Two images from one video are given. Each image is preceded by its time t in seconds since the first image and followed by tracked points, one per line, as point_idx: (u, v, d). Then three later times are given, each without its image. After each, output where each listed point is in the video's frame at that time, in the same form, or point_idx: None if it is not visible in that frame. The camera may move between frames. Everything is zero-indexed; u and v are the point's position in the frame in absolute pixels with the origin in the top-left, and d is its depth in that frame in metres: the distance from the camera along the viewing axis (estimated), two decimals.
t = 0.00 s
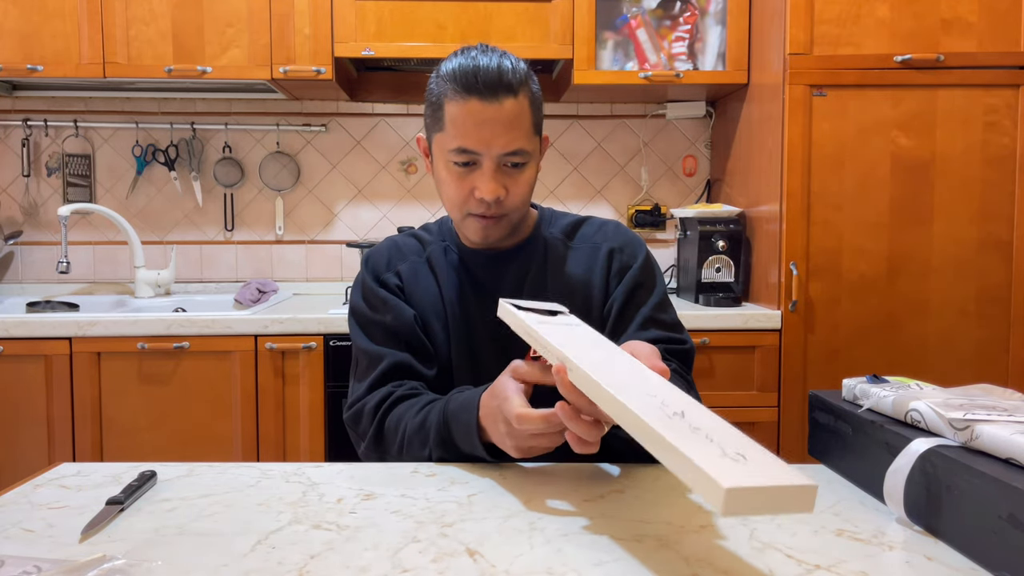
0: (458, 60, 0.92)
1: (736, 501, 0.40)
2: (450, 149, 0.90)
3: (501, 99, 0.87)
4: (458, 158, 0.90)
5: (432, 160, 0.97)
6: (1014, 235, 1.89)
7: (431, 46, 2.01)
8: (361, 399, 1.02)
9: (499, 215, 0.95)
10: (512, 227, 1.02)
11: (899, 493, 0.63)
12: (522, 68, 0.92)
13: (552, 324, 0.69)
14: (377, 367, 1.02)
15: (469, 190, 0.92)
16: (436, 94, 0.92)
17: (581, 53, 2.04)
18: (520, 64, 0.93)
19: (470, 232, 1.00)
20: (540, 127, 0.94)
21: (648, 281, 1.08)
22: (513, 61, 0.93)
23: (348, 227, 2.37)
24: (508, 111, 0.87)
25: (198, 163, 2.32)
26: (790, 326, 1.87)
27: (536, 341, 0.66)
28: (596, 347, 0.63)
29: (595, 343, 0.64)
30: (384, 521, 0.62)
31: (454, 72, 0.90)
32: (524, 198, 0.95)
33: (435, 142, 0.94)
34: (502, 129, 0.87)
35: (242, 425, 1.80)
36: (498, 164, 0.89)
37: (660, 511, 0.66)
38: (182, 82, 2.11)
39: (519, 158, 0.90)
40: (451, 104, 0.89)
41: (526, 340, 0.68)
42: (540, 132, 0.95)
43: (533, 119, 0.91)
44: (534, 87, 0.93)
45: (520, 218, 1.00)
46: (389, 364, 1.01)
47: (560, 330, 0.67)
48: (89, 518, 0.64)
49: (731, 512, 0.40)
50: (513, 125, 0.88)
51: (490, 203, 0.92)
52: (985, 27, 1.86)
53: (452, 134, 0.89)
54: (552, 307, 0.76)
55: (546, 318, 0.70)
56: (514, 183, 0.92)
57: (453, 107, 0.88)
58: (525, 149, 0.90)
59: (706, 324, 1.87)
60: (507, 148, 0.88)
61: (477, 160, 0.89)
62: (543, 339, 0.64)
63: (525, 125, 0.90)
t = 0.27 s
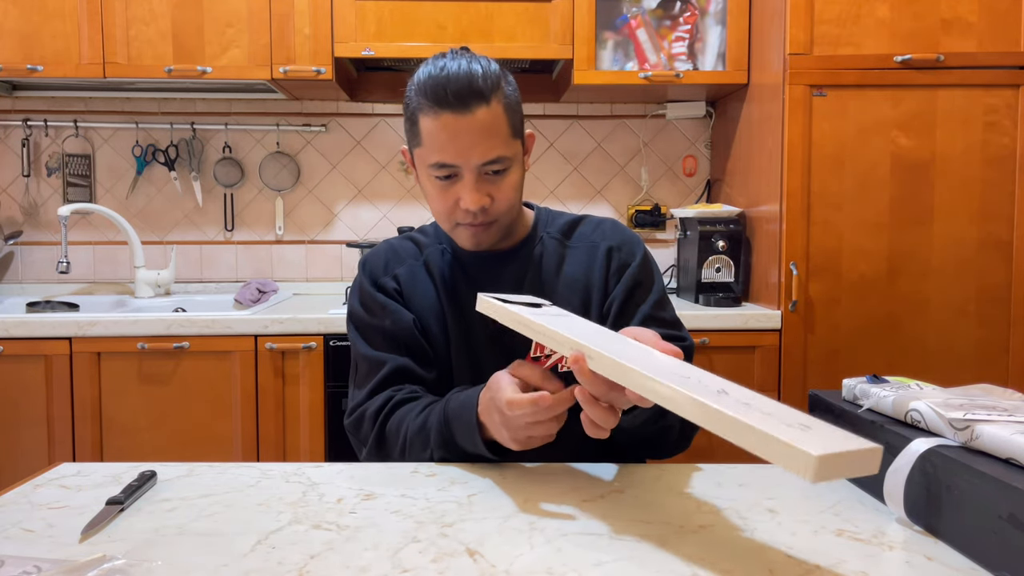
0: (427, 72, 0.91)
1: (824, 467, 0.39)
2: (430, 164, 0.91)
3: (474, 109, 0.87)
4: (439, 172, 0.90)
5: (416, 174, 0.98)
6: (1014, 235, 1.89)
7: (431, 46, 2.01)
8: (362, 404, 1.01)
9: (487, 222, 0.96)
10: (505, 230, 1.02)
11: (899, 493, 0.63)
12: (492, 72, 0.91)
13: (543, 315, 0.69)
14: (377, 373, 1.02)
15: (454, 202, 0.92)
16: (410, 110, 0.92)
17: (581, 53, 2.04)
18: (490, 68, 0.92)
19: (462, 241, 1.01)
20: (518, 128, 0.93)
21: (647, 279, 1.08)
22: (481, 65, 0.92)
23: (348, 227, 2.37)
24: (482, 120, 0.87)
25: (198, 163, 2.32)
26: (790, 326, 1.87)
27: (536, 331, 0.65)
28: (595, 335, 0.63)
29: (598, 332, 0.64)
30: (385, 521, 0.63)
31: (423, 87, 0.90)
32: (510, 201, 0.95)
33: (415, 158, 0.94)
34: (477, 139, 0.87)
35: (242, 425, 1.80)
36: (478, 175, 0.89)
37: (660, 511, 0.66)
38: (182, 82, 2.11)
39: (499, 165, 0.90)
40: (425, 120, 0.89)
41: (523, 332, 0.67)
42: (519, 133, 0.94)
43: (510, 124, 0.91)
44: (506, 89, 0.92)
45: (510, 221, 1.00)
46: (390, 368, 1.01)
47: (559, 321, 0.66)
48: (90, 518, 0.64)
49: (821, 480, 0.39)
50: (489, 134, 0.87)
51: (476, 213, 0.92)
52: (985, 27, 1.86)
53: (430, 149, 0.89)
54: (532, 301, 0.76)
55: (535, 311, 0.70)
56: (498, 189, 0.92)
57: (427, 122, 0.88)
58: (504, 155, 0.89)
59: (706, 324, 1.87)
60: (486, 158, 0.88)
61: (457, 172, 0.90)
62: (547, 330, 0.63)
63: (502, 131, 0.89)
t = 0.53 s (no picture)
0: (398, 82, 0.91)
1: (849, 456, 0.44)
2: (411, 174, 0.91)
3: (446, 116, 0.86)
4: (421, 181, 0.90)
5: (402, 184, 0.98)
6: (1014, 235, 1.88)
7: (431, 46, 2.01)
8: (364, 409, 1.01)
9: (476, 226, 0.96)
10: (495, 232, 1.02)
11: (899, 493, 0.63)
12: (461, 75, 0.91)
13: (498, 322, 0.69)
14: (378, 378, 1.02)
15: (439, 209, 0.93)
16: (387, 122, 0.92)
17: (581, 53, 2.04)
18: (459, 72, 0.92)
19: (455, 247, 1.01)
20: (494, 128, 0.92)
21: (635, 278, 1.08)
22: (450, 69, 0.91)
23: (348, 227, 2.37)
24: (456, 125, 0.87)
25: (198, 163, 2.32)
26: (790, 325, 1.87)
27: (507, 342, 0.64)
28: (569, 342, 0.64)
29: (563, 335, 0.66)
30: (384, 521, 0.63)
31: (396, 98, 0.90)
32: (495, 202, 0.95)
33: (398, 168, 0.95)
34: (453, 145, 0.87)
35: (242, 425, 1.80)
36: (458, 180, 0.89)
37: (659, 512, 0.66)
38: (182, 82, 2.11)
39: (478, 168, 0.89)
40: (401, 131, 0.89)
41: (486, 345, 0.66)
42: (496, 133, 0.93)
43: (486, 125, 0.90)
44: (478, 91, 0.91)
45: (498, 223, 1.00)
46: (389, 373, 1.01)
47: (521, 328, 0.67)
48: (90, 518, 0.64)
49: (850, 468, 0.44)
50: (464, 139, 0.87)
51: (462, 218, 0.92)
52: (985, 27, 1.86)
53: (409, 160, 0.90)
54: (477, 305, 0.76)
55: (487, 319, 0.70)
56: (480, 192, 0.92)
57: (403, 132, 0.89)
58: (482, 158, 0.89)
59: (706, 324, 1.87)
60: (464, 163, 0.88)
61: (438, 180, 0.90)
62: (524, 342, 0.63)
63: (477, 134, 0.89)
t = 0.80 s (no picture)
0: (401, 82, 0.92)
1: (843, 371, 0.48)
2: (412, 173, 0.91)
3: (448, 115, 0.87)
4: (421, 180, 0.91)
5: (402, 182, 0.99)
6: (1014, 235, 1.88)
7: (432, 46, 2.01)
8: (367, 402, 1.01)
9: (475, 226, 0.96)
10: (494, 232, 1.02)
11: (899, 493, 0.63)
12: (464, 76, 0.91)
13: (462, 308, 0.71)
14: (382, 370, 1.02)
15: (439, 209, 0.93)
16: (389, 121, 0.93)
17: (581, 53, 2.04)
18: (462, 72, 0.92)
19: (454, 246, 1.02)
20: (496, 130, 0.93)
21: (625, 276, 1.08)
22: (454, 71, 0.91)
23: (348, 227, 2.37)
24: (458, 126, 0.87)
25: (198, 163, 2.32)
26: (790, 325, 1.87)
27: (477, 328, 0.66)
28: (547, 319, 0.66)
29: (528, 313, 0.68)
30: (385, 521, 0.63)
31: (399, 97, 0.90)
32: (495, 203, 0.95)
33: (399, 167, 0.95)
34: (455, 145, 0.87)
35: (242, 426, 1.80)
36: (458, 180, 0.90)
37: (659, 512, 0.66)
38: (182, 82, 2.11)
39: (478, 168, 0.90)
40: (402, 130, 0.89)
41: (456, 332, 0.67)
42: (497, 134, 0.94)
43: (488, 126, 0.91)
44: (480, 92, 0.91)
45: (498, 223, 1.00)
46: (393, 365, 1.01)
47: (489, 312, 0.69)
48: (89, 518, 0.64)
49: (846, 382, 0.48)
50: (465, 139, 0.87)
51: (462, 217, 0.93)
52: (985, 27, 1.86)
53: (411, 159, 0.90)
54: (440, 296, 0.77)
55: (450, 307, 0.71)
56: (480, 193, 0.92)
57: (405, 131, 0.89)
58: (482, 158, 0.89)
59: (706, 324, 1.87)
60: (465, 162, 0.88)
61: (439, 179, 0.90)
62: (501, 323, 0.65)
63: (478, 134, 0.89)
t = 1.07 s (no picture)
0: (423, 75, 0.91)
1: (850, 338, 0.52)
2: (427, 165, 0.90)
3: (469, 110, 0.87)
4: (436, 173, 0.90)
5: (413, 175, 0.98)
6: (1014, 235, 1.88)
7: (432, 46, 2.01)
8: (372, 396, 1.01)
9: (486, 222, 0.96)
10: (502, 230, 1.02)
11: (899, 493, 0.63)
12: (487, 74, 0.91)
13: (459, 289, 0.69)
14: (389, 365, 1.02)
15: (453, 202, 0.93)
16: (407, 112, 0.92)
17: (581, 53, 2.04)
18: (485, 71, 0.92)
19: (461, 241, 1.01)
20: (513, 129, 0.93)
21: (620, 276, 1.08)
22: (476, 68, 0.92)
23: (348, 227, 2.37)
24: (478, 121, 0.87)
25: (198, 163, 2.32)
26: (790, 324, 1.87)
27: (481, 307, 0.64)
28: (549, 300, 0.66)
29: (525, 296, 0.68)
30: (384, 521, 0.63)
31: (419, 89, 0.89)
32: (507, 201, 0.95)
33: (412, 159, 0.94)
34: (474, 140, 0.87)
35: (242, 426, 1.80)
36: (474, 175, 0.89)
37: (659, 512, 0.66)
38: (182, 82, 2.11)
39: (495, 165, 0.90)
40: (420, 122, 0.89)
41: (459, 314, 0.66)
42: (514, 134, 0.94)
43: (506, 124, 0.91)
44: (501, 91, 0.91)
45: (506, 221, 1.00)
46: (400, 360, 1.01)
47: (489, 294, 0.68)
48: (89, 518, 0.64)
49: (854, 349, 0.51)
50: (484, 134, 0.87)
51: (474, 212, 0.92)
52: (985, 27, 1.86)
53: (427, 151, 0.89)
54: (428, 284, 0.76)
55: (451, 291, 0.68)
56: (494, 189, 0.92)
57: (424, 124, 0.88)
58: (500, 155, 0.89)
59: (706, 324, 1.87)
60: (483, 157, 0.88)
61: (454, 173, 0.90)
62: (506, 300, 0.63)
63: (497, 132, 0.89)
